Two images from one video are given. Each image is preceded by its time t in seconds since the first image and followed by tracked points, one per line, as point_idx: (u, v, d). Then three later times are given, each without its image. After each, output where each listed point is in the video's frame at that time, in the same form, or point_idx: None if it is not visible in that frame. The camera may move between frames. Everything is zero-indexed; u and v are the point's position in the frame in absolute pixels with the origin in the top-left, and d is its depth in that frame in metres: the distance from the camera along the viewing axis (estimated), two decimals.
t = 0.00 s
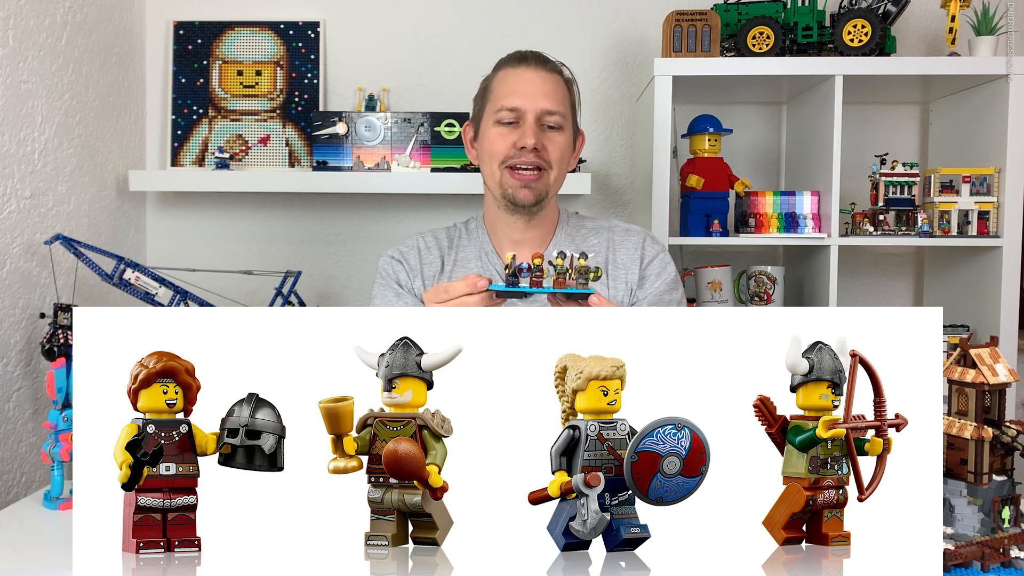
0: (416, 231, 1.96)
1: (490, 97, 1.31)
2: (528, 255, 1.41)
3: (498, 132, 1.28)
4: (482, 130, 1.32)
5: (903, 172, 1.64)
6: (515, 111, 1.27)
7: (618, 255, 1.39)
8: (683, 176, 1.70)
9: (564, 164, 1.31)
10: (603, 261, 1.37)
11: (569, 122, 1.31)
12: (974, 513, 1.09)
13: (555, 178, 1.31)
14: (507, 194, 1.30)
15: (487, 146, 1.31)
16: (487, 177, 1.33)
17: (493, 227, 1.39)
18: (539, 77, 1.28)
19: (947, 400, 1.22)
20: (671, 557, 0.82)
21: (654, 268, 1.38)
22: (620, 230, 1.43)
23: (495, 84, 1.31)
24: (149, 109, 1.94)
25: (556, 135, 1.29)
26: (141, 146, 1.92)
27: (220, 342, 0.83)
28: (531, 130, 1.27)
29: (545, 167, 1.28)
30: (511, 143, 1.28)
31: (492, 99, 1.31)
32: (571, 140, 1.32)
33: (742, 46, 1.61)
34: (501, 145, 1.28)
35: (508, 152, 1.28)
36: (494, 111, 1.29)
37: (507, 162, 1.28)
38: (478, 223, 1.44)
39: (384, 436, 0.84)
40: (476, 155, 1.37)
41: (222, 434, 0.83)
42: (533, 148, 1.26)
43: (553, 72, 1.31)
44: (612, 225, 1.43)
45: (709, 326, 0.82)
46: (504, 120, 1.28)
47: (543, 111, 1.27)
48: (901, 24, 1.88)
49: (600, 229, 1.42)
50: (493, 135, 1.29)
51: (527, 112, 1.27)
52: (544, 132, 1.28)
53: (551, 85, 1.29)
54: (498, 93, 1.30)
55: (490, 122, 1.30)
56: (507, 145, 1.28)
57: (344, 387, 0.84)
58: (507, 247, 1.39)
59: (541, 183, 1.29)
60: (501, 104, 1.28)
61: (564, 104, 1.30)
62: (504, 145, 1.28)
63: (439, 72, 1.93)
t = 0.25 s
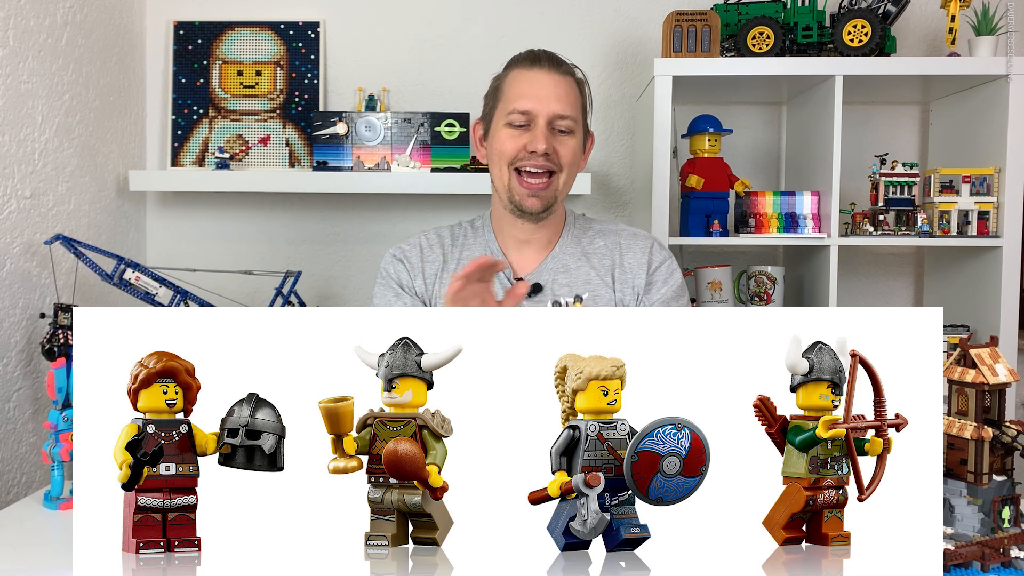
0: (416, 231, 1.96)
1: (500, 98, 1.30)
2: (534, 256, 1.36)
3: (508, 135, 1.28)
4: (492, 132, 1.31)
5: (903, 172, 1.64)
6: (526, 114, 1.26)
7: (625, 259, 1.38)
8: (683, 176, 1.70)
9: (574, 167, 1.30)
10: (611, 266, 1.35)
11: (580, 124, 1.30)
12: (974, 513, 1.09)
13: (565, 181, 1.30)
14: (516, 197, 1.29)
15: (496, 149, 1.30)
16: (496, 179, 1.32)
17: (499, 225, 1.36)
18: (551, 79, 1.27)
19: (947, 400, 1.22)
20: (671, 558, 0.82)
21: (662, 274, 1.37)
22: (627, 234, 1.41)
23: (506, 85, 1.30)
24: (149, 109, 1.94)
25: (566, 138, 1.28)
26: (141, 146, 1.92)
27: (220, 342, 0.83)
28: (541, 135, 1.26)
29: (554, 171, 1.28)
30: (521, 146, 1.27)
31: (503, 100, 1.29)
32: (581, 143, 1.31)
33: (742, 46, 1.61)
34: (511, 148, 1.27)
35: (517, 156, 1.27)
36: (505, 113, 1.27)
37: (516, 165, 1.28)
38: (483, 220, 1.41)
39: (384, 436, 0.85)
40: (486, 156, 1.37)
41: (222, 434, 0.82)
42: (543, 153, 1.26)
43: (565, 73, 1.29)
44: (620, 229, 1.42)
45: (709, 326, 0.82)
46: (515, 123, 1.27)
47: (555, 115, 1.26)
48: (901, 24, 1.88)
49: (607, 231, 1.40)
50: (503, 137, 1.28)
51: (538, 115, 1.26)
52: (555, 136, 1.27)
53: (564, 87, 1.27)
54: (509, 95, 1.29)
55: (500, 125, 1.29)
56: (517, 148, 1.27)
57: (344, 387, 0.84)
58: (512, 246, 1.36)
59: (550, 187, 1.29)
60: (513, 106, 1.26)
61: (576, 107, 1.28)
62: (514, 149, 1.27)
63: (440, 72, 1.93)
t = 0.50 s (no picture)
0: (416, 231, 1.96)
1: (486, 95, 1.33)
2: (535, 257, 1.36)
3: (491, 128, 1.29)
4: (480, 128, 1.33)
5: (903, 172, 1.64)
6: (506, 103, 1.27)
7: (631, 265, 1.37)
8: (683, 176, 1.70)
9: (559, 157, 1.28)
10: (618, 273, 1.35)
11: (565, 114, 1.29)
12: (974, 513, 1.09)
13: (552, 172, 1.27)
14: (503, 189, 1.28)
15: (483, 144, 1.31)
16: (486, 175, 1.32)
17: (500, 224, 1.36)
18: (531, 70, 1.28)
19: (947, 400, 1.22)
20: (671, 557, 0.82)
21: (670, 283, 1.36)
22: (634, 239, 1.40)
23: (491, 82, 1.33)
24: (149, 109, 1.94)
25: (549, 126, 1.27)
26: (141, 146, 1.92)
27: (220, 341, 0.83)
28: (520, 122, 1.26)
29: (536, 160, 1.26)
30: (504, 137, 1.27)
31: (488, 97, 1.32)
32: (568, 133, 1.29)
33: (742, 46, 1.61)
34: (494, 139, 1.28)
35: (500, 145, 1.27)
36: (489, 106, 1.29)
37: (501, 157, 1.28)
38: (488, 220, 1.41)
39: (384, 436, 0.84)
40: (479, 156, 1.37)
41: (222, 434, 0.82)
42: (521, 139, 1.25)
43: (548, 66, 1.30)
44: (627, 234, 1.40)
45: (709, 325, 0.82)
46: (497, 114, 1.28)
47: (535, 103, 1.26)
48: (901, 24, 1.88)
49: (614, 235, 1.39)
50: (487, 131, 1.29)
51: (518, 104, 1.27)
52: (537, 124, 1.27)
53: (544, 76, 1.28)
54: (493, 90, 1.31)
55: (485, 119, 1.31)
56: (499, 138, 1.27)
57: (344, 386, 0.84)
58: (514, 246, 1.36)
59: (534, 176, 1.26)
60: (496, 98, 1.28)
61: (558, 96, 1.28)
62: (496, 140, 1.27)
63: (440, 72, 1.93)
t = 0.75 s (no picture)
0: (416, 231, 1.96)
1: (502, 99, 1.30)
2: (542, 263, 1.33)
3: (508, 134, 1.26)
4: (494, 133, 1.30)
5: (903, 172, 1.64)
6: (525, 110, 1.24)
7: (642, 270, 1.36)
8: (684, 176, 1.70)
9: (575, 167, 1.26)
10: (628, 277, 1.34)
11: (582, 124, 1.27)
12: (974, 513, 1.09)
13: (566, 183, 1.26)
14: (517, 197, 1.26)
15: (498, 150, 1.28)
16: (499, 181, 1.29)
17: (507, 229, 1.34)
18: (551, 77, 1.25)
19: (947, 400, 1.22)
20: (671, 557, 0.82)
21: (681, 290, 1.36)
22: (645, 244, 1.39)
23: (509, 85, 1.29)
24: (149, 109, 1.94)
25: (567, 136, 1.25)
26: (141, 146, 1.92)
27: (219, 341, 0.83)
28: (539, 132, 1.23)
29: (554, 171, 1.23)
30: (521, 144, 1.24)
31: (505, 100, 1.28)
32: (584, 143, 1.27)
33: (742, 46, 1.61)
34: (511, 146, 1.25)
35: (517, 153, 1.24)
36: (506, 111, 1.26)
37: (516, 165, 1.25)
38: (490, 222, 1.39)
39: (384, 436, 0.85)
40: (491, 159, 1.35)
41: (222, 434, 0.82)
42: (540, 151, 1.22)
43: (568, 73, 1.27)
44: (638, 238, 1.39)
45: (709, 325, 0.82)
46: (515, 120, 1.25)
47: (554, 112, 1.24)
48: (902, 24, 1.88)
49: (624, 239, 1.38)
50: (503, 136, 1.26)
51: (537, 111, 1.23)
52: (554, 133, 1.25)
53: (564, 84, 1.25)
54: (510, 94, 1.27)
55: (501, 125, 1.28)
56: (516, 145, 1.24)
57: (344, 386, 0.84)
58: (520, 251, 1.34)
59: (549, 188, 1.24)
60: (514, 103, 1.25)
61: (577, 105, 1.26)
62: (513, 148, 1.25)
63: (440, 72, 1.93)
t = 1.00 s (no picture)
0: (416, 231, 1.96)
1: (519, 116, 1.18)
2: (544, 266, 1.32)
3: (527, 158, 1.17)
4: (510, 149, 1.20)
5: (903, 172, 1.64)
6: (548, 136, 1.14)
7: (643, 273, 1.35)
8: (684, 176, 1.70)
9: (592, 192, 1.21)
10: (630, 279, 1.33)
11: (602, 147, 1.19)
12: (974, 513, 1.09)
13: (582, 205, 1.21)
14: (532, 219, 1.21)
15: (514, 168, 1.20)
16: (512, 199, 1.23)
17: (510, 232, 1.31)
18: (576, 100, 1.14)
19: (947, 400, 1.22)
20: (671, 558, 0.82)
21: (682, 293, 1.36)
22: (646, 247, 1.38)
23: (529, 99, 1.17)
24: (149, 109, 1.94)
25: (588, 162, 1.17)
26: (141, 146, 1.92)
27: (219, 341, 0.83)
28: (562, 162, 1.14)
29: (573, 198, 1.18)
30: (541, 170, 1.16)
31: (524, 117, 1.17)
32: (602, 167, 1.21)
33: (742, 46, 1.61)
34: (530, 171, 1.17)
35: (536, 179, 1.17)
36: (527, 133, 1.15)
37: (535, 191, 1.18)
38: (490, 223, 1.38)
39: (384, 436, 0.84)
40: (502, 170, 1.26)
41: (222, 434, 0.82)
42: (563, 183, 1.15)
43: (593, 91, 1.16)
44: (639, 241, 1.38)
45: (709, 325, 0.82)
46: (536, 144, 1.15)
47: (577, 140, 1.14)
48: (902, 24, 1.88)
49: (626, 243, 1.37)
50: (521, 158, 1.17)
51: (560, 139, 1.14)
52: (576, 159, 1.17)
53: (589, 107, 1.15)
54: (531, 111, 1.16)
55: (518, 145, 1.18)
56: (536, 171, 1.16)
57: (344, 386, 0.84)
58: (521, 254, 1.32)
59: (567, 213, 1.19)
60: (536, 126, 1.14)
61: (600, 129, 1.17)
62: (533, 175, 1.16)
63: (440, 72, 1.93)
